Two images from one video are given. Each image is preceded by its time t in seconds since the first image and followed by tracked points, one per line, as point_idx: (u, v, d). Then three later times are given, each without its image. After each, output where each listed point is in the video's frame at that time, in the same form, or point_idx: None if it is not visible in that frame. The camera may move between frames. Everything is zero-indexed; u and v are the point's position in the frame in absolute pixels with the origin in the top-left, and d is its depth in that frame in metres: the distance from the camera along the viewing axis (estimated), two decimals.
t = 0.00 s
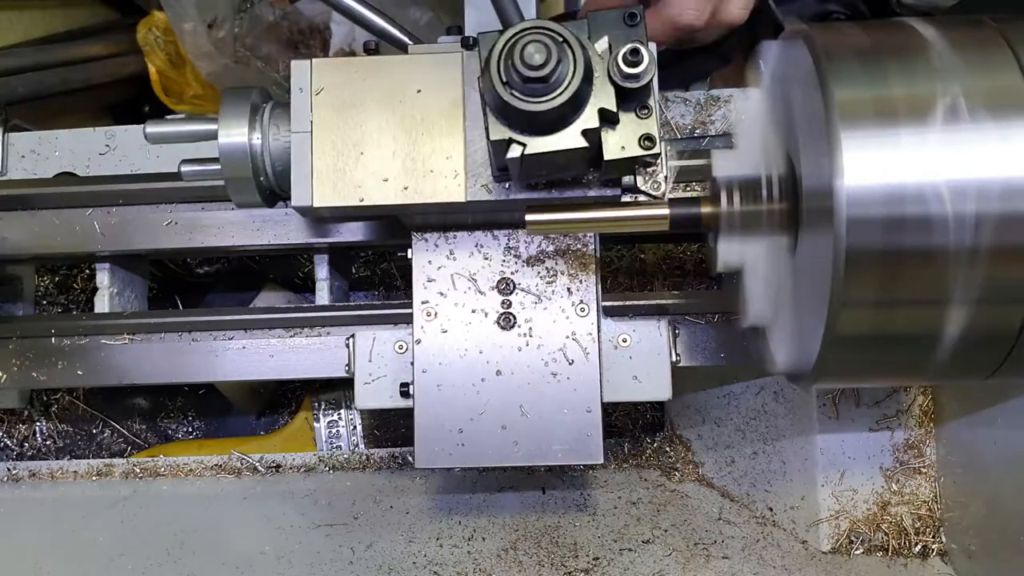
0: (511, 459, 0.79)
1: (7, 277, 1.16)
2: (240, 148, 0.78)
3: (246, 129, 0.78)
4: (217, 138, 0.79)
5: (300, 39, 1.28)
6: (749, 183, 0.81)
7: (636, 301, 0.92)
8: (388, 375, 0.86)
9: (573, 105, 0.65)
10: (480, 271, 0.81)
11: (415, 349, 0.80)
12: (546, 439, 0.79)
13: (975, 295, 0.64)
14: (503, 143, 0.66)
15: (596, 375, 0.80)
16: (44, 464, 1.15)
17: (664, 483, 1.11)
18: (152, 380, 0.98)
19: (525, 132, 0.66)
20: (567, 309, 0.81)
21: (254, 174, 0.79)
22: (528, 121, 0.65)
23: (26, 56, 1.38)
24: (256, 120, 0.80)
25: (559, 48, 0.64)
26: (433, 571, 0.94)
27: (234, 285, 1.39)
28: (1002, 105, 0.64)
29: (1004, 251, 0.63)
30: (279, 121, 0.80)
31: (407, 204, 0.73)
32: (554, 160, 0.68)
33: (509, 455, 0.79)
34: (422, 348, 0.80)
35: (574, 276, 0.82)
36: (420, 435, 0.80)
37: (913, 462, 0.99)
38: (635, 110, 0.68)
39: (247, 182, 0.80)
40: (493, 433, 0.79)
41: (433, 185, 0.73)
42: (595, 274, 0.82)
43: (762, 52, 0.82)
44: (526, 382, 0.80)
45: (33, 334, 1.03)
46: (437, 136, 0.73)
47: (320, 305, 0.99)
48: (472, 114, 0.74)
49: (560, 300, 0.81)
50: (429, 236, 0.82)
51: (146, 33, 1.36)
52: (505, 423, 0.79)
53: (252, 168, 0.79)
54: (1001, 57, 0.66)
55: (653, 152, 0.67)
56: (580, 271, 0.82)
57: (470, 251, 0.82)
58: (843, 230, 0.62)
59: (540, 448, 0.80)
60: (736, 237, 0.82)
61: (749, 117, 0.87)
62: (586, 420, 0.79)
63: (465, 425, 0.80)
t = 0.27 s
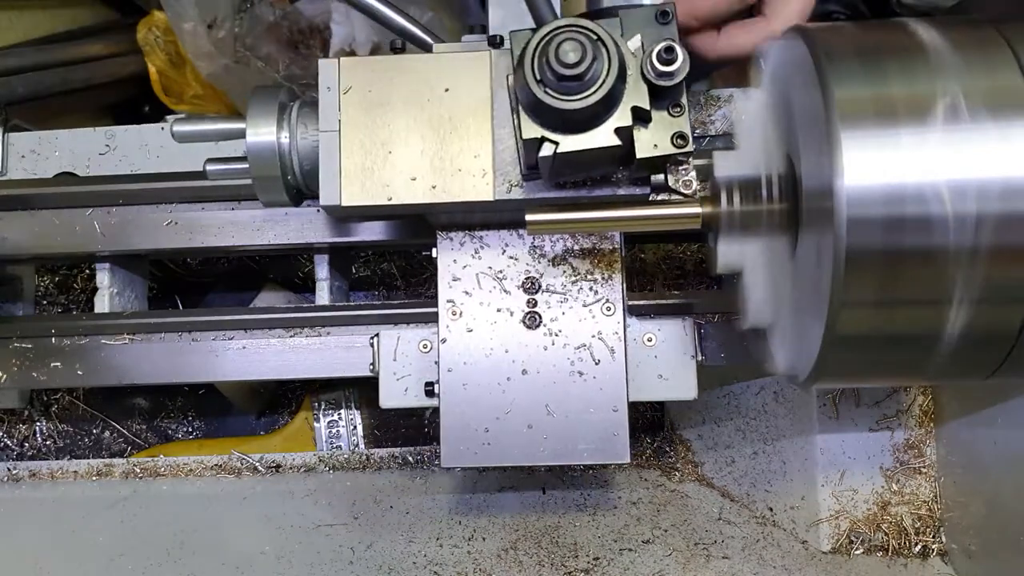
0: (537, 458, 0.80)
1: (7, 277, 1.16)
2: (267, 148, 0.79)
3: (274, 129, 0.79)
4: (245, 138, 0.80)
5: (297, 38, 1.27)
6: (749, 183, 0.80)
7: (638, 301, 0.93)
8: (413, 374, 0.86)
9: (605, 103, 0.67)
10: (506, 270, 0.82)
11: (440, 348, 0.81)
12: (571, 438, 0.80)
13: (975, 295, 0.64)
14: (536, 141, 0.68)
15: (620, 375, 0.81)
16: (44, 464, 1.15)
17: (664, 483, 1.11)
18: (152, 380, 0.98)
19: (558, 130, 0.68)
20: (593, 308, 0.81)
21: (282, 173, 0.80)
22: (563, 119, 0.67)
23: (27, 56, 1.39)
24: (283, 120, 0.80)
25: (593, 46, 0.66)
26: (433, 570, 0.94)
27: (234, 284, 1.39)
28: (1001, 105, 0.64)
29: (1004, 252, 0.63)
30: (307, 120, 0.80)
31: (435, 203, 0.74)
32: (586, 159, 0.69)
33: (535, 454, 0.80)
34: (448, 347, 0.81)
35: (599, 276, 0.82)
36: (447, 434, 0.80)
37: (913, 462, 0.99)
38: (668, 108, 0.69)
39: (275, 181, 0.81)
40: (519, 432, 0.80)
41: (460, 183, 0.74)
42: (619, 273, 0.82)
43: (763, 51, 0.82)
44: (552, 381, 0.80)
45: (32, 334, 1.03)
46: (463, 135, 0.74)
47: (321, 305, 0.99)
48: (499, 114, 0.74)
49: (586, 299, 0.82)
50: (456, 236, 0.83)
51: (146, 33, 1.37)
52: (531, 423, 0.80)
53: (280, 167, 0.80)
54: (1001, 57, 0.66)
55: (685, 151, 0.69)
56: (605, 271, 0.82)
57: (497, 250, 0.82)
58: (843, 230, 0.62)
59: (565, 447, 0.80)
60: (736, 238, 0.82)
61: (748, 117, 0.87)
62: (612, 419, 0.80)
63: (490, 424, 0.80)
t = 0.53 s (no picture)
0: (477, 458, 0.81)
1: (7, 277, 1.16)
2: (203, 150, 0.80)
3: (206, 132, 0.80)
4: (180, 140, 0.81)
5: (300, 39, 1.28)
6: (749, 183, 0.81)
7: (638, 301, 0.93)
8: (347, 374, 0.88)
9: (530, 107, 0.67)
10: (448, 272, 0.83)
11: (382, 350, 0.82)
12: (511, 439, 0.81)
13: (975, 294, 0.64)
14: (463, 145, 0.69)
15: (561, 376, 0.82)
16: (44, 464, 1.15)
17: (664, 483, 1.12)
18: (152, 380, 0.98)
19: (485, 133, 0.68)
20: (533, 310, 0.83)
21: (217, 176, 0.81)
22: (485, 122, 0.67)
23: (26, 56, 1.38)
24: (219, 122, 0.81)
25: (513, 51, 0.66)
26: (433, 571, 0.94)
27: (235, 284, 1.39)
28: (1002, 105, 0.64)
29: (1004, 252, 0.63)
30: (244, 123, 0.81)
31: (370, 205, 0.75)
32: (514, 163, 0.70)
33: (474, 455, 0.81)
34: (390, 349, 0.82)
35: (540, 278, 0.83)
36: (387, 437, 0.82)
37: (913, 462, 0.99)
38: (594, 112, 0.70)
39: (211, 183, 0.81)
40: (460, 433, 0.81)
41: (394, 186, 0.75)
42: (560, 275, 0.83)
43: (763, 51, 0.82)
44: (494, 382, 0.82)
45: (32, 334, 1.03)
46: (401, 138, 0.75)
47: (320, 305, 0.99)
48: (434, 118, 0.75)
49: (526, 300, 0.83)
50: (398, 239, 0.84)
51: (147, 33, 1.36)
52: (472, 424, 0.81)
53: (215, 169, 0.81)
54: (1001, 57, 0.66)
55: (612, 154, 0.70)
56: (546, 274, 0.84)
57: (440, 253, 0.84)
58: (843, 230, 0.62)
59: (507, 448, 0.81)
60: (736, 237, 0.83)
61: (748, 117, 0.87)
62: (552, 420, 0.81)
63: (431, 425, 0.82)
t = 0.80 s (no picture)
0: (410, 463, 0.80)
1: (7, 277, 1.16)
2: (132, 153, 0.78)
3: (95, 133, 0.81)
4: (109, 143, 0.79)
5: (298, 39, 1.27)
6: (749, 183, 0.82)
7: (638, 301, 0.93)
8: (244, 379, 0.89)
9: (446, 111, 0.65)
10: (384, 275, 0.82)
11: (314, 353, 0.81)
12: (443, 442, 0.80)
13: (975, 295, 0.64)
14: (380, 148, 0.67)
15: (495, 379, 0.81)
16: (44, 464, 1.15)
17: (664, 483, 1.11)
18: (152, 380, 0.98)
19: (401, 138, 0.67)
20: (468, 312, 0.82)
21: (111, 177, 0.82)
22: (398, 126, 0.65)
23: (26, 56, 1.38)
24: (150, 126, 0.80)
25: (427, 54, 0.64)
26: (433, 571, 0.95)
27: (234, 284, 1.39)
28: (1003, 105, 0.64)
29: (1004, 253, 0.63)
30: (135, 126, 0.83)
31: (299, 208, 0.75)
32: (431, 167, 0.68)
33: (404, 460, 0.80)
34: (323, 351, 0.81)
35: (475, 280, 0.83)
36: (320, 440, 0.80)
37: (913, 462, 0.99)
38: (512, 117, 0.69)
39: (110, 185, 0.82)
40: (394, 437, 0.80)
41: (322, 189, 0.74)
42: (495, 277, 0.83)
43: (762, 51, 0.82)
44: (429, 385, 0.81)
45: (32, 334, 1.03)
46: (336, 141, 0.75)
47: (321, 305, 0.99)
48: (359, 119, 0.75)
49: (460, 302, 0.82)
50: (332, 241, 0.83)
51: (147, 33, 1.36)
52: (404, 428, 0.80)
53: (145, 172, 0.79)
54: (1002, 57, 0.66)
55: (530, 158, 0.68)
56: (481, 276, 0.83)
57: (376, 255, 0.83)
58: (843, 230, 0.62)
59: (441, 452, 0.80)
60: (736, 236, 0.84)
61: (749, 118, 0.87)
62: (486, 423, 0.80)
63: (363, 429, 0.80)
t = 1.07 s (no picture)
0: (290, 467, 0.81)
1: (8, 277, 1.16)
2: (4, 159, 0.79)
3: (11, 140, 0.79)
4: None
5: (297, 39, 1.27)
6: (748, 183, 0.82)
7: (638, 301, 0.93)
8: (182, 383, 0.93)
9: (297, 117, 0.69)
10: (266, 280, 0.84)
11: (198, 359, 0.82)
12: (327, 447, 0.81)
13: (975, 295, 0.64)
14: (230, 154, 0.70)
15: (376, 382, 0.82)
16: (43, 464, 1.15)
17: (664, 483, 1.11)
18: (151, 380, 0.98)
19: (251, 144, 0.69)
20: (349, 317, 0.83)
21: (22, 185, 0.80)
22: (247, 132, 0.68)
23: (26, 56, 1.38)
24: (25, 131, 0.81)
25: (263, 61, 0.66)
26: (433, 571, 0.95)
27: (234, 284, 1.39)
28: (1004, 106, 0.64)
29: (1004, 253, 0.63)
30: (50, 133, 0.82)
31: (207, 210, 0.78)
32: (287, 171, 0.71)
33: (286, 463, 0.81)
34: (204, 356, 0.82)
35: (357, 284, 0.84)
36: (200, 444, 0.81)
37: (913, 462, 0.99)
38: (365, 124, 0.73)
39: (17, 192, 0.81)
40: (273, 441, 0.81)
41: (192, 193, 0.78)
42: (377, 282, 0.84)
43: (762, 51, 0.82)
44: (302, 390, 0.82)
45: (32, 334, 1.03)
46: (188, 148, 0.80)
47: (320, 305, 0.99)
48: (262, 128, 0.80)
49: (345, 307, 0.84)
50: (214, 247, 0.85)
51: (147, 33, 1.37)
52: (284, 432, 0.81)
53: (18, 178, 0.80)
54: (1004, 57, 0.66)
55: (384, 164, 0.72)
56: (365, 280, 0.85)
57: (251, 261, 0.85)
58: (843, 230, 0.62)
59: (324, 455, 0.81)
60: (736, 236, 0.83)
61: (748, 118, 0.87)
62: (365, 426, 0.81)
63: (247, 434, 0.82)
